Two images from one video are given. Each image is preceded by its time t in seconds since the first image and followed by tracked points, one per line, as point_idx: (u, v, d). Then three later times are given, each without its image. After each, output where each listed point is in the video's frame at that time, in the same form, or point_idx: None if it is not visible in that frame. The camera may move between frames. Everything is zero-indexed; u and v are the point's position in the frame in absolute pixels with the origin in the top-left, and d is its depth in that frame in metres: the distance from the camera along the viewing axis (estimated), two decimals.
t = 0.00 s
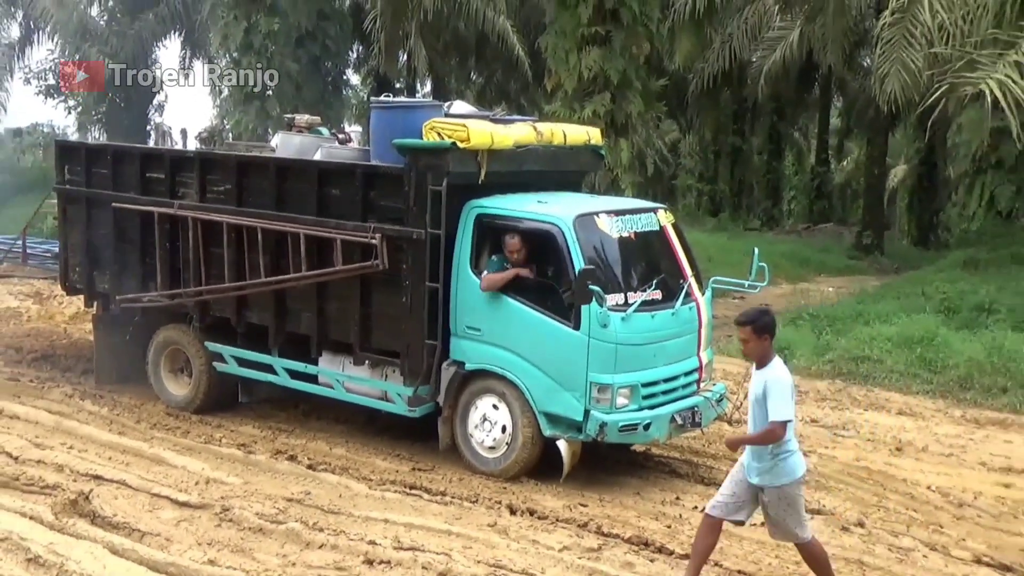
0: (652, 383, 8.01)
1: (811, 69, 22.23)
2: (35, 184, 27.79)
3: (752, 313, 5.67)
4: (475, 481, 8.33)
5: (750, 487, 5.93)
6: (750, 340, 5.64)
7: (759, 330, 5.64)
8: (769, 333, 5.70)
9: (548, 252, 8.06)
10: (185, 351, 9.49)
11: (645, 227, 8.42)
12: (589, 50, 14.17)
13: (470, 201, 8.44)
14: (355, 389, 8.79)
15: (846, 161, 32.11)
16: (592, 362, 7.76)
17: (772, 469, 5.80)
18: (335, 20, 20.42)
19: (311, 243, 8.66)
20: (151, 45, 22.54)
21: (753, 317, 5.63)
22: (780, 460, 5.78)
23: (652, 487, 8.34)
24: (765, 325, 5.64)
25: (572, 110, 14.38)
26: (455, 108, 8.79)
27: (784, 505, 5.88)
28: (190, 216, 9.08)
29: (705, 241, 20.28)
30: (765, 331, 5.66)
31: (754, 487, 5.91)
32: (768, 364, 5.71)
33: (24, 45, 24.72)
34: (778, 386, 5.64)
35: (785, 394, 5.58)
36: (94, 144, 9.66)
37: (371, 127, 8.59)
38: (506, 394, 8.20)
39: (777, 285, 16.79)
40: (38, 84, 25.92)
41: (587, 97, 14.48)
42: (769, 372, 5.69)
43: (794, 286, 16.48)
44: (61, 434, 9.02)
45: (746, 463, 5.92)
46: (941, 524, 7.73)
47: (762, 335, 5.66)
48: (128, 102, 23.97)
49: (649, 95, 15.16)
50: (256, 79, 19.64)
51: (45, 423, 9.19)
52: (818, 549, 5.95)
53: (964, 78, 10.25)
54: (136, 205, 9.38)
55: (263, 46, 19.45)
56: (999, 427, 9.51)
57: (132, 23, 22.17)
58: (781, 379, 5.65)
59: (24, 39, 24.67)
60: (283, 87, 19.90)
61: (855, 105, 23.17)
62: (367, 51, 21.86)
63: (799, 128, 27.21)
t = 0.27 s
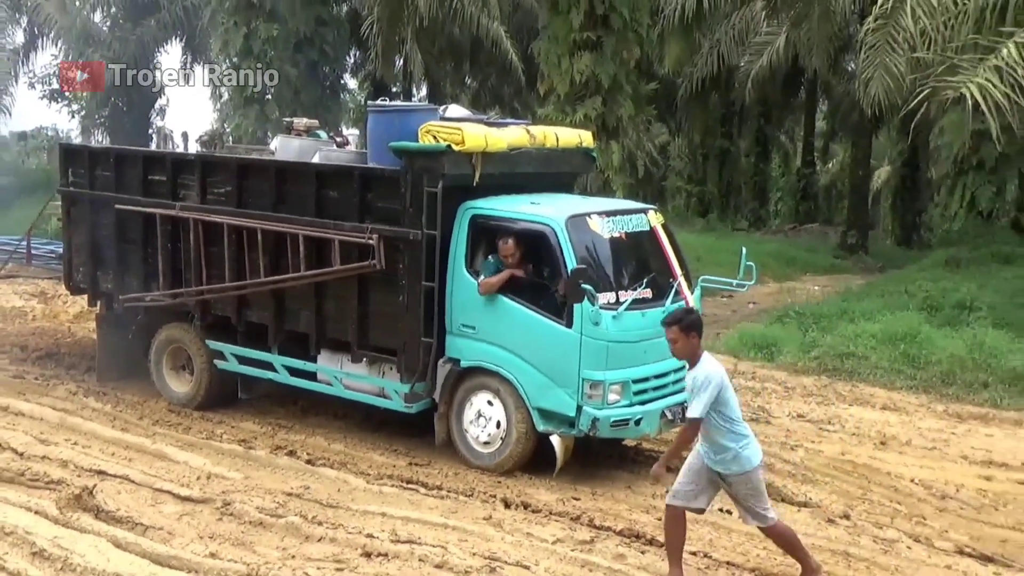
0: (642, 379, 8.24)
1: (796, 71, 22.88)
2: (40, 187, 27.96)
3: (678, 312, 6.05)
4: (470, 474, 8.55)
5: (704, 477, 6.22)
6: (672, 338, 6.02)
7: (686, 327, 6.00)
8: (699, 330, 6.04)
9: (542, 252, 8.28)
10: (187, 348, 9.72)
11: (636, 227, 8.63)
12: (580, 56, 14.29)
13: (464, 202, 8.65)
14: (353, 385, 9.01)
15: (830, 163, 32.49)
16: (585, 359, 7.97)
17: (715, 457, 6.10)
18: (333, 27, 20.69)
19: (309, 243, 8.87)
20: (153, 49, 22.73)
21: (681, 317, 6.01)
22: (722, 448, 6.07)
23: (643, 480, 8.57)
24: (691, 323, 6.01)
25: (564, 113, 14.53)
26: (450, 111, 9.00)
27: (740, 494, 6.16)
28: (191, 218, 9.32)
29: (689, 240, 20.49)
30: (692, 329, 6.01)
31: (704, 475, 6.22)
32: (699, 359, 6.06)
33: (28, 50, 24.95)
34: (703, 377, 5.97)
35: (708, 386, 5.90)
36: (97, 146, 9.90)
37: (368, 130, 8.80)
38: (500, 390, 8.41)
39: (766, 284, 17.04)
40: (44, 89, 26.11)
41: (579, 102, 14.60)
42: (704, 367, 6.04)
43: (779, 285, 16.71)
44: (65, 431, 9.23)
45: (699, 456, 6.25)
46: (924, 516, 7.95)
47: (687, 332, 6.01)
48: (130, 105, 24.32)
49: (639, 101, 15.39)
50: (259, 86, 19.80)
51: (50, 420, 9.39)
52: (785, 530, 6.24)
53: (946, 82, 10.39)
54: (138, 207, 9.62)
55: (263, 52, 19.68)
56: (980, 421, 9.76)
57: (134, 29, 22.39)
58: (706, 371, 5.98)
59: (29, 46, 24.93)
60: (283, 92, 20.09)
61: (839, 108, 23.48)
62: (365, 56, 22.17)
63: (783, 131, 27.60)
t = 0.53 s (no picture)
0: (633, 377, 8.50)
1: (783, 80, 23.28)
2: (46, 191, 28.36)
3: (662, 300, 6.09)
4: (466, 469, 8.81)
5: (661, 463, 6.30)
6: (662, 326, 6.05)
7: (675, 316, 6.07)
8: (681, 319, 6.15)
9: (536, 253, 8.52)
10: (191, 347, 9.99)
11: (627, 230, 8.89)
12: (574, 62, 14.55)
13: (460, 205, 8.90)
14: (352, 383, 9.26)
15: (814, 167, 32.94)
16: (578, 358, 8.23)
17: (688, 444, 6.17)
18: (333, 35, 21.01)
19: (310, 245, 9.13)
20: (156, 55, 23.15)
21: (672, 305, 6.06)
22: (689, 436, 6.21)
23: (634, 475, 8.84)
24: (678, 312, 6.09)
25: (558, 119, 14.79)
26: (447, 117, 9.26)
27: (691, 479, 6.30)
28: (195, 220, 9.59)
29: (679, 241, 20.76)
30: (678, 318, 6.10)
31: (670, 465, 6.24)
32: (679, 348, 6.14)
33: (36, 57, 25.35)
34: (691, 366, 6.07)
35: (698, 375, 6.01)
36: (103, 151, 10.19)
37: (367, 135, 9.06)
38: (496, 388, 8.67)
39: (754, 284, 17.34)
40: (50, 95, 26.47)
41: (572, 107, 14.84)
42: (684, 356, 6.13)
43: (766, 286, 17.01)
44: (72, 427, 9.48)
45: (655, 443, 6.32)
46: (907, 510, 8.22)
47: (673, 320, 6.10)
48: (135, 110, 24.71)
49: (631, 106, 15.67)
50: (263, 92, 20.05)
51: (57, 417, 9.64)
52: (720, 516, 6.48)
53: (928, 89, 10.97)
54: (144, 210, 9.90)
55: (264, 59, 19.97)
56: (961, 418, 10.04)
57: (139, 36, 22.86)
58: (695, 360, 6.08)
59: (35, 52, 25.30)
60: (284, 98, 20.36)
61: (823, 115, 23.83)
62: (364, 63, 22.42)
63: (770, 135, 28.01)
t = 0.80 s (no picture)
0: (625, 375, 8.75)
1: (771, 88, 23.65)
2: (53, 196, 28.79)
3: (673, 298, 6.12)
4: (463, 465, 9.07)
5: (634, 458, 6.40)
6: (676, 324, 6.11)
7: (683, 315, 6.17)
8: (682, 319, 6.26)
9: (531, 255, 8.78)
10: (196, 347, 10.27)
11: (618, 232, 9.15)
12: (567, 70, 14.70)
13: (456, 208, 9.17)
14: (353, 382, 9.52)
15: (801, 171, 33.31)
16: (571, 356, 8.48)
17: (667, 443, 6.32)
18: (334, 44, 21.32)
19: (311, 247, 9.41)
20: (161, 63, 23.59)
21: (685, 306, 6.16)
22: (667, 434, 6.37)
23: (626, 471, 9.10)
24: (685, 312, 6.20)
25: (551, 125, 15.04)
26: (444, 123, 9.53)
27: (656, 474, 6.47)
28: (199, 223, 9.88)
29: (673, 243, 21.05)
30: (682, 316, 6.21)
31: (636, 461, 6.31)
32: (676, 346, 6.25)
33: (45, 64, 25.69)
34: (688, 367, 6.22)
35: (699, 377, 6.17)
36: (110, 156, 10.49)
37: (366, 140, 9.34)
38: (492, 386, 8.92)
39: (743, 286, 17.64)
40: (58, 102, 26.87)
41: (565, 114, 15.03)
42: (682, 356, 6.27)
43: (754, 287, 17.29)
44: (80, 425, 9.75)
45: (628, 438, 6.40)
46: (890, 504, 8.48)
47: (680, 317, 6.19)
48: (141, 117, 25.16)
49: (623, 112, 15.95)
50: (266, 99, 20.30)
51: (64, 414, 9.91)
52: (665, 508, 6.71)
53: (911, 96, 11.38)
54: (149, 213, 10.21)
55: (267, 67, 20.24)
56: (942, 415, 10.33)
57: (145, 44, 23.29)
58: (692, 360, 6.24)
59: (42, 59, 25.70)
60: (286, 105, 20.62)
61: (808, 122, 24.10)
62: (364, 70, 22.65)
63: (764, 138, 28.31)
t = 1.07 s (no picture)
0: (621, 372, 8.96)
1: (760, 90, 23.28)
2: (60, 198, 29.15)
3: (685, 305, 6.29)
4: (462, 460, 9.30)
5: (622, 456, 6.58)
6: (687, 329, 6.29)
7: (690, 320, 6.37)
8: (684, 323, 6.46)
9: (529, 256, 9.00)
10: (201, 345, 10.52)
11: (613, 233, 9.38)
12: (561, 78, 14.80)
13: (455, 209, 9.40)
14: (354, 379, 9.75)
15: (789, 174, 33.63)
16: (567, 354, 8.69)
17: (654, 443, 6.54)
18: (336, 50, 21.58)
19: (313, 247, 9.64)
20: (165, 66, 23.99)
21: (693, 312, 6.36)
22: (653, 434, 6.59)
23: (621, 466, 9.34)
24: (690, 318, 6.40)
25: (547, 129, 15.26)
26: (443, 127, 9.77)
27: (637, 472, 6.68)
28: (204, 225, 10.12)
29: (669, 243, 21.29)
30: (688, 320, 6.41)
31: (623, 462, 6.50)
32: (673, 350, 6.45)
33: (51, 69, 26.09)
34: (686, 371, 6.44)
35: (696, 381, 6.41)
36: (117, 159, 10.75)
37: (368, 144, 9.57)
38: (490, 383, 9.15)
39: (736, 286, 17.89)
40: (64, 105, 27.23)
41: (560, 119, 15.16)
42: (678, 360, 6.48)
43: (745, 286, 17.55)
44: (87, 421, 9.97)
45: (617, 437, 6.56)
46: (879, 498, 8.71)
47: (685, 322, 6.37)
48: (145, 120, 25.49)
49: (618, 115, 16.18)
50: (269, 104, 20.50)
51: (72, 411, 10.13)
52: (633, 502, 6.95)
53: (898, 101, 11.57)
54: (155, 215, 10.47)
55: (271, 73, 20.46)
56: (929, 411, 10.58)
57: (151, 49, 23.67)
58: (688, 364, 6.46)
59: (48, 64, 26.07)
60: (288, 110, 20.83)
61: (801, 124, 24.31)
62: (364, 76, 22.72)
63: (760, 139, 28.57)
